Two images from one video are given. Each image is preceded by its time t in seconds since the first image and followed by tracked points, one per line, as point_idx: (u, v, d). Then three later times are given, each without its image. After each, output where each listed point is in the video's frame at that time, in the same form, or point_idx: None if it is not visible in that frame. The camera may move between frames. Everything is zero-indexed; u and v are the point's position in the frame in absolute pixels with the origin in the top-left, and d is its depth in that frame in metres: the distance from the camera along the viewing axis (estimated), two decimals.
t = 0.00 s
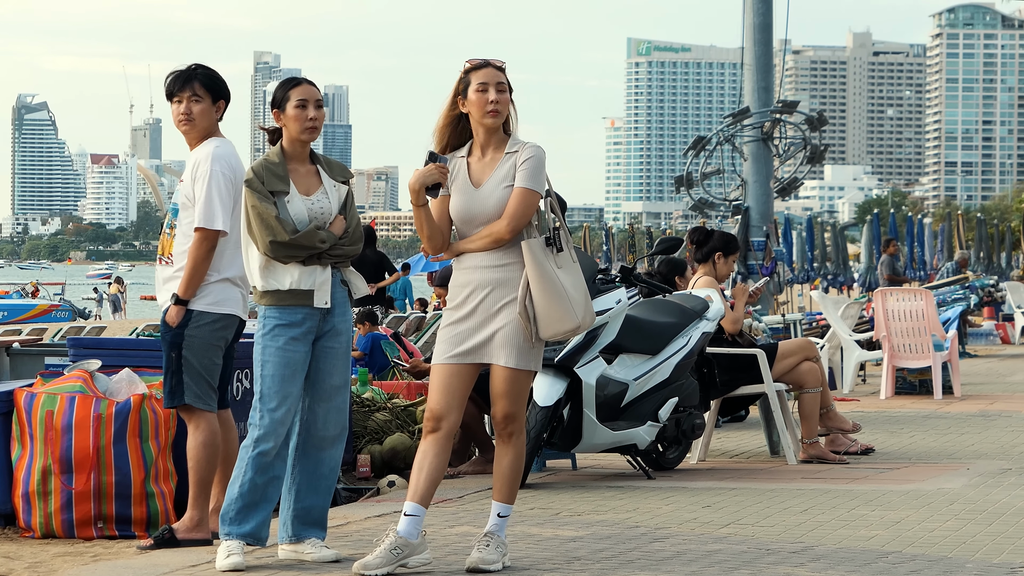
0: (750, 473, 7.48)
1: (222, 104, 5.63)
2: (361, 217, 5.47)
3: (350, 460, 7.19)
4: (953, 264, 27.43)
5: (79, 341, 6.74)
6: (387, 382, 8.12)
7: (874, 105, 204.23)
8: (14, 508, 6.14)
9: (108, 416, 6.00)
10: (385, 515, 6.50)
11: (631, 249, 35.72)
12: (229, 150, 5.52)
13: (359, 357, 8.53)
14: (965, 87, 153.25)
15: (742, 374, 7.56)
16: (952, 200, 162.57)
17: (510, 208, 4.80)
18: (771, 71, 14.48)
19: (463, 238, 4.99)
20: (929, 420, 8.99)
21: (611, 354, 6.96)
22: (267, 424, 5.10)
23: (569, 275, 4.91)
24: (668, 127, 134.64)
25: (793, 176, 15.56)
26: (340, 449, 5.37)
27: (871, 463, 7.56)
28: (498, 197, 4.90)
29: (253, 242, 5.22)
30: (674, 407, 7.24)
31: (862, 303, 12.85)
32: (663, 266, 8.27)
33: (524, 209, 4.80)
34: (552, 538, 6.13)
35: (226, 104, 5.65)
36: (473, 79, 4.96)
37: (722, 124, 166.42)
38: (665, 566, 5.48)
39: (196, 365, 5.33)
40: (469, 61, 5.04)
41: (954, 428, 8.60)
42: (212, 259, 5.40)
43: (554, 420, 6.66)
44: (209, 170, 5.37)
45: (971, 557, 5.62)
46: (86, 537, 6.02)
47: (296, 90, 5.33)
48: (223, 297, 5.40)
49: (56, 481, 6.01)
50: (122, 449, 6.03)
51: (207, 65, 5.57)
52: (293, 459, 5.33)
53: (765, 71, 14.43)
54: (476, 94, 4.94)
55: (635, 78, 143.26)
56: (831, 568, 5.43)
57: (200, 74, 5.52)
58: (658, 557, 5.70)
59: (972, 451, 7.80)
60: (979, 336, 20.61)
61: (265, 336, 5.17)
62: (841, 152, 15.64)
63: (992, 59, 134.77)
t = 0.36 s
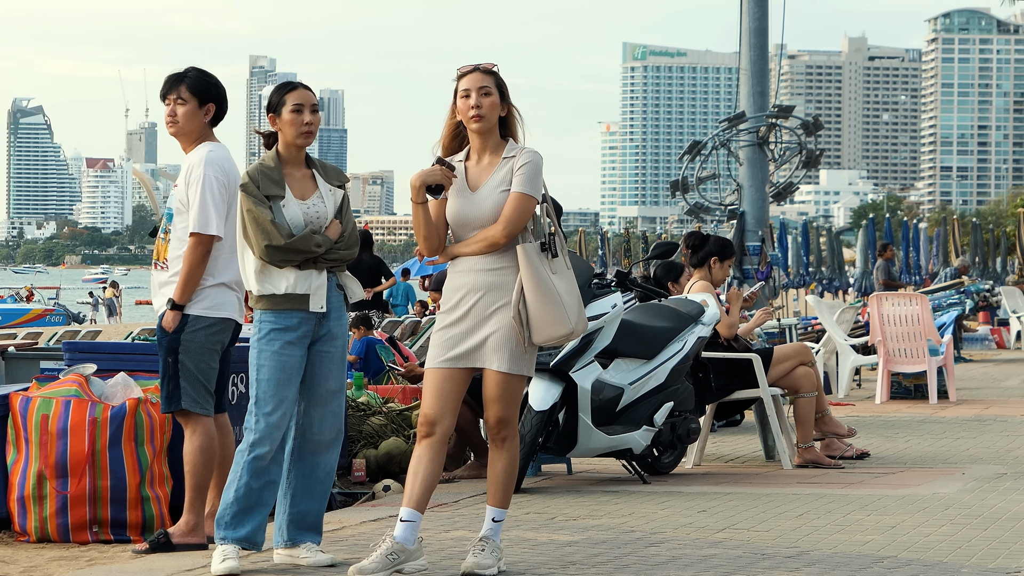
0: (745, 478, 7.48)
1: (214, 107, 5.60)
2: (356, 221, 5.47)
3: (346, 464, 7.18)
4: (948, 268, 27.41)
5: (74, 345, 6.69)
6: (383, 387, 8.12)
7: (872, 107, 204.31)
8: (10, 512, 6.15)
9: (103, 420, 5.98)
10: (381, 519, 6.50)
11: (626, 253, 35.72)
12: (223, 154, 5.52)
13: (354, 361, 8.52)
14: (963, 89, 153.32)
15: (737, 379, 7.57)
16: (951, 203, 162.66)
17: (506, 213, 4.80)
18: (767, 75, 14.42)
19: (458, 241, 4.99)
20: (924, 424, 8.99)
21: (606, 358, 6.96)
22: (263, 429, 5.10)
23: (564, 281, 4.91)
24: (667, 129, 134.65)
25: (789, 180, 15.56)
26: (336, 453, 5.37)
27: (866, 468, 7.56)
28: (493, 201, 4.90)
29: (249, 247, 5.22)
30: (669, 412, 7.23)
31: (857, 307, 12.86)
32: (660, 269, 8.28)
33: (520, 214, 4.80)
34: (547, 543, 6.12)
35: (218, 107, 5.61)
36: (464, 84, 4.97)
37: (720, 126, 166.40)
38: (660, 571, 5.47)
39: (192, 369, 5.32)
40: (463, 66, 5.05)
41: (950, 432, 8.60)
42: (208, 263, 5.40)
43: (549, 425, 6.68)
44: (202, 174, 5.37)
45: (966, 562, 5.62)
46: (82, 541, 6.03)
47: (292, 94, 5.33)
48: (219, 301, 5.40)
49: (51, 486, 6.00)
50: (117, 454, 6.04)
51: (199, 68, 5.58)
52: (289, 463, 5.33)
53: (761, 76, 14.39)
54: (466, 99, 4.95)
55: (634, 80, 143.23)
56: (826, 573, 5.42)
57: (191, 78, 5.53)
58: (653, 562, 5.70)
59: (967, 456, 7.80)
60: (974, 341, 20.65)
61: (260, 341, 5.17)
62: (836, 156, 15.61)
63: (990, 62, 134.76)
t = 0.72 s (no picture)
0: (740, 482, 7.48)
1: (190, 111, 5.55)
2: (352, 225, 5.48)
3: (341, 469, 7.18)
4: (944, 273, 27.43)
5: (70, 349, 6.70)
6: (378, 391, 8.12)
7: (871, 109, 204.39)
8: (6, 516, 6.14)
9: (99, 425, 5.98)
10: (376, 523, 6.50)
11: (623, 258, 35.71)
12: (213, 158, 5.51)
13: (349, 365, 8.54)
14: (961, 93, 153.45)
15: (733, 384, 7.59)
16: (948, 206, 162.76)
17: (501, 218, 4.81)
18: (762, 81, 14.49)
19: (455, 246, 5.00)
20: (919, 429, 9.00)
21: (602, 363, 6.96)
22: (259, 433, 5.10)
23: (560, 286, 4.90)
24: (665, 133, 134.73)
25: (785, 186, 15.55)
26: (331, 457, 5.38)
27: (862, 472, 7.57)
28: (489, 206, 4.91)
29: (245, 250, 5.21)
30: (665, 416, 7.22)
31: (852, 312, 12.90)
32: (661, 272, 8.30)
33: (516, 219, 4.80)
34: (543, 547, 6.12)
35: (193, 110, 5.55)
36: (461, 89, 4.97)
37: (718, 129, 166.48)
38: None
39: (184, 374, 5.32)
40: (460, 71, 5.04)
41: (945, 437, 8.61)
42: (198, 268, 5.40)
43: (545, 430, 6.67)
44: (190, 179, 5.37)
45: (962, 567, 5.62)
46: (77, 545, 6.01)
47: (289, 99, 5.32)
48: (210, 305, 5.39)
49: (47, 490, 6.00)
50: (112, 458, 6.03)
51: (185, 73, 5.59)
52: (285, 468, 5.33)
53: (756, 81, 14.42)
54: (462, 105, 4.95)
55: (632, 83, 143.31)
56: None
57: (168, 83, 5.53)
58: (648, 566, 5.69)
59: (963, 461, 7.80)
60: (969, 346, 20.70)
61: (257, 346, 5.17)
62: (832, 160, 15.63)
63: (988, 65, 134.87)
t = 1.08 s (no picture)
0: (736, 487, 7.48)
1: (180, 114, 5.54)
2: (349, 229, 5.47)
3: (337, 473, 7.16)
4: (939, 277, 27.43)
5: (66, 354, 6.73)
6: (374, 396, 8.13)
7: (869, 111, 204.46)
8: (2, 521, 6.14)
9: (94, 429, 5.98)
10: (372, 528, 6.49)
11: (619, 261, 35.69)
12: (203, 162, 5.50)
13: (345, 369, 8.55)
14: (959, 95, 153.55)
15: (729, 388, 7.55)
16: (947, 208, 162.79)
17: (497, 222, 4.81)
18: (759, 85, 14.46)
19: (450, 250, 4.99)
20: (915, 434, 8.99)
21: (598, 367, 6.95)
22: (255, 437, 5.09)
23: (556, 290, 4.90)
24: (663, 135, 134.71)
25: (781, 190, 15.55)
26: (327, 462, 5.36)
27: (858, 477, 7.56)
28: (484, 211, 4.90)
29: (242, 254, 5.20)
30: (661, 421, 7.23)
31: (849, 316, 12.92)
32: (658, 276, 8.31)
33: (511, 223, 4.80)
34: (538, 551, 6.12)
35: (182, 114, 5.54)
36: (456, 93, 4.98)
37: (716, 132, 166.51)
38: None
39: (176, 379, 5.33)
40: (456, 76, 5.05)
41: (941, 442, 8.61)
42: (188, 273, 5.40)
43: (541, 434, 6.66)
44: (179, 184, 5.38)
45: (957, 571, 5.62)
46: (72, 549, 6.00)
47: (287, 103, 5.32)
48: (201, 310, 5.38)
49: (43, 494, 6.00)
50: (108, 462, 6.02)
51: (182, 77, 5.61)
52: (281, 472, 5.32)
53: (753, 85, 14.41)
54: (458, 110, 4.96)
55: (631, 86, 143.37)
56: None
57: (163, 87, 5.55)
58: (644, 571, 5.69)
59: (958, 465, 7.80)
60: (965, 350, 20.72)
61: (253, 350, 5.16)
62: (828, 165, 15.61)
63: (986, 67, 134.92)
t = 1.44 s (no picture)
0: (733, 490, 7.48)
1: (173, 117, 5.54)
2: (346, 233, 5.46)
3: (334, 476, 7.15)
4: (936, 280, 27.39)
5: (62, 357, 6.69)
6: (370, 399, 8.12)
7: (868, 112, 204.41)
8: None
9: (91, 432, 5.98)
10: (369, 531, 6.49)
11: (615, 263, 35.62)
12: (197, 165, 5.50)
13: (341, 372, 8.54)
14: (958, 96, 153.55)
15: (726, 392, 7.58)
16: (946, 209, 162.75)
17: (487, 225, 4.81)
18: (756, 88, 14.37)
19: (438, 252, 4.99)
20: (912, 437, 8.99)
21: (594, 370, 6.96)
22: (252, 441, 5.10)
23: (544, 293, 4.90)
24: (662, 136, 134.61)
25: (777, 193, 15.53)
26: (324, 465, 5.36)
27: (854, 480, 7.57)
28: (474, 214, 4.91)
29: (239, 256, 5.20)
30: (658, 424, 7.22)
31: (845, 319, 12.90)
32: (652, 281, 8.29)
33: (500, 226, 4.81)
34: (535, 554, 6.12)
35: (176, 117, 5.54)
36: (446, 95, 4.98)
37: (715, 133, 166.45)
38: None
39: (173, 384, 5.33)
40: (446, 78, 5.06)
41: (938, 444, 8.61)
42: (182, 277, 5.40)
43: (537, 437, 6.70)
44: (173, 188, 5.38)
45: (953, 574, 5.62)
46: (70, 552, 6.02)
47: (287, 106, 5.32)
48: (196, 314, 5.39)
49: (39, 497, 6.00)
50: (105, 465, 6.03)
51: (180, 80, 5.61)
52: (278, 475, 5.32)
53: (750, 88, 14.35)
54: (447, 112, 4.97)
55: (629, 87, 143.33)
56: None
57: (160, 92, 5.57)
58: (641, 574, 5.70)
59: (955, 468, 7.80)
60: (962, 352, 20.68)
61: (250, 353, 5.17)
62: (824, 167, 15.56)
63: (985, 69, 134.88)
